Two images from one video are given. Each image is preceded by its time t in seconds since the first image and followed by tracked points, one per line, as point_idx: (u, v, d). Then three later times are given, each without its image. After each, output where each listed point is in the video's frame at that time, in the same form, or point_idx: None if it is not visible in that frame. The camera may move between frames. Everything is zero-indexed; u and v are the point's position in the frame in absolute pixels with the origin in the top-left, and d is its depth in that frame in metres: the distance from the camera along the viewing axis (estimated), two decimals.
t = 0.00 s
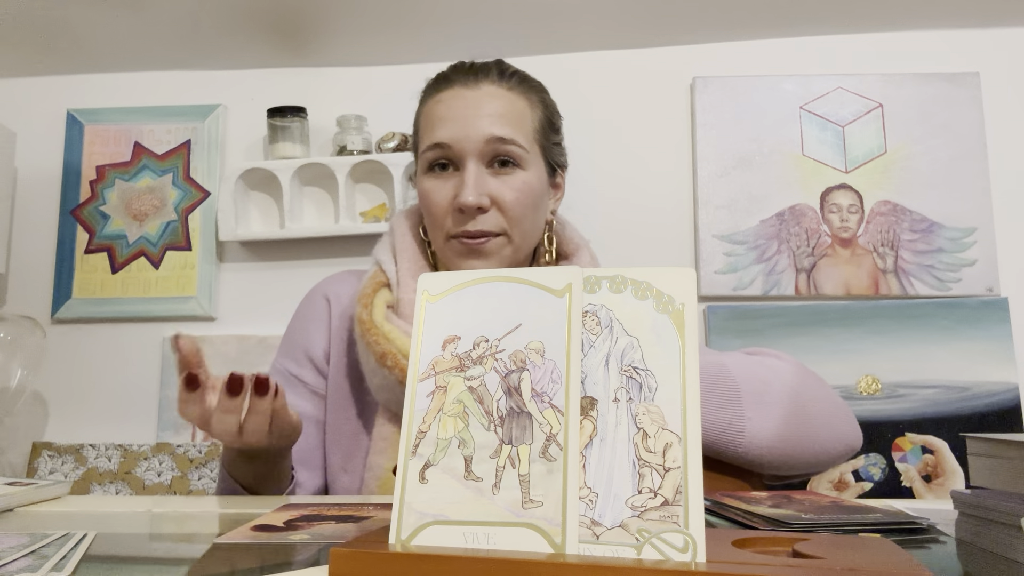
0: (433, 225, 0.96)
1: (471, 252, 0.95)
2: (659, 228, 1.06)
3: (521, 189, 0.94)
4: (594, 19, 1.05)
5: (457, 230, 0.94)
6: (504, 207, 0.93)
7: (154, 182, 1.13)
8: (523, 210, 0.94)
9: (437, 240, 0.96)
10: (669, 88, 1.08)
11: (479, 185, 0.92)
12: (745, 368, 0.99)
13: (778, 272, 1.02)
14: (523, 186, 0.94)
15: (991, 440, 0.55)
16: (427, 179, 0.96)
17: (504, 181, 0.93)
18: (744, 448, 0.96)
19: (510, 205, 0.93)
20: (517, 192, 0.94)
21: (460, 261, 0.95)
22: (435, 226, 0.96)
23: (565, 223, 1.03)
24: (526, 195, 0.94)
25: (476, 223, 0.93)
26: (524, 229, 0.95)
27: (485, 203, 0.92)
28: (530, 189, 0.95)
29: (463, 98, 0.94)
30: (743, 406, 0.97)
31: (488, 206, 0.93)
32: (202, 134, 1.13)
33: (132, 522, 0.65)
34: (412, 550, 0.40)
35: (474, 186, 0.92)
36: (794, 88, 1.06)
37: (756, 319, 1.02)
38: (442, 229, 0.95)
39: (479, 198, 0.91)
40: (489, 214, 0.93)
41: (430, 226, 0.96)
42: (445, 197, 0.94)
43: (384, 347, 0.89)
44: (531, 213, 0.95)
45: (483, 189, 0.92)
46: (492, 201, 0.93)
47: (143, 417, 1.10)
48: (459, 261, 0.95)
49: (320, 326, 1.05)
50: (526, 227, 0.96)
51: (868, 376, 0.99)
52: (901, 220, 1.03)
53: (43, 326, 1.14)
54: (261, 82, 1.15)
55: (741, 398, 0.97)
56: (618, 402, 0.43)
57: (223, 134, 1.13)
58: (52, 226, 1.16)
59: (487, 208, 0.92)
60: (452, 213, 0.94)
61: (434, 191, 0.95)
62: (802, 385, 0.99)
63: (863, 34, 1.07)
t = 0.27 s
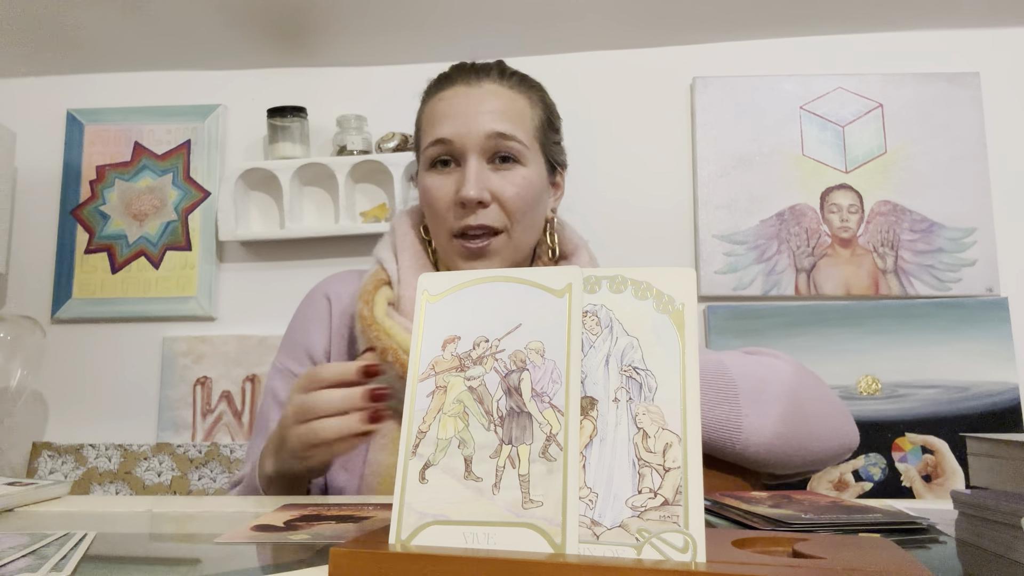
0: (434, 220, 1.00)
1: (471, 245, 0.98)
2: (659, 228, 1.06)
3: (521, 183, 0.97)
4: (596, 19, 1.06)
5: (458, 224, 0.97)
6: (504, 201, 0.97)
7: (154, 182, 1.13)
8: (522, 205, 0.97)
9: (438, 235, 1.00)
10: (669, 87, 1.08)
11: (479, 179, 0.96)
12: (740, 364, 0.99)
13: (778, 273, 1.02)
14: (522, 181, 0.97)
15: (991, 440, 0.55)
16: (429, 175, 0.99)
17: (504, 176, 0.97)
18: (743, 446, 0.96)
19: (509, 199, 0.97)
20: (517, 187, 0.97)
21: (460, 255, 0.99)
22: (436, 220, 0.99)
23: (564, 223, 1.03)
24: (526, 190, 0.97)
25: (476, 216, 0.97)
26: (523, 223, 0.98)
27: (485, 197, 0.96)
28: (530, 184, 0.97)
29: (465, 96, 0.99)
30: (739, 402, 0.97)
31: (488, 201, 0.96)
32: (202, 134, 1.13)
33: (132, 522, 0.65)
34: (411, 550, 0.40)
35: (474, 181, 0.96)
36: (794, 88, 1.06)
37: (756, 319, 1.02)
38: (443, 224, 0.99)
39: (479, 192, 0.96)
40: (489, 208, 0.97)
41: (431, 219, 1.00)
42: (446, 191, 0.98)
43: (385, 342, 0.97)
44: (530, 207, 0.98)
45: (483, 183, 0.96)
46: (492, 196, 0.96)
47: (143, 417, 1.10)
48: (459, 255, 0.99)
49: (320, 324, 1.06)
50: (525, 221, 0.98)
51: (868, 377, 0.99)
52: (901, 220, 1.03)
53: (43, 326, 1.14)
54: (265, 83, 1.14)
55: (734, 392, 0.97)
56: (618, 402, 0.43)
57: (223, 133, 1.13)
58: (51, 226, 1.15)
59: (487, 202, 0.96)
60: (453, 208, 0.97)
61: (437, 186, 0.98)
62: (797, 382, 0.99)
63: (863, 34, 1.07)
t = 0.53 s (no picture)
0: (436, 214, 0.98)
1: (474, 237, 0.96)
2: (660, 228, 1.05)
3: (524, 173, 0.95)
4: (597, 17, 1.04)
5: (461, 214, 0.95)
6: (507, 191, 0.95)
7: (154, 182, 1.13)
8: (525, 196, 0.96)
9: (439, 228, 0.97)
10: (669, 87, 1.08)
11: (483, 167, 0.94)
12: (740, 364, 0.99)
13: (778, 272, 1.02)
14: (525, 171, 0.95)
15: (991, 440, 0.55)
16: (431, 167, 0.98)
17: (506, 166, 0.95)
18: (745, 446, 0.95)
19: (512, 189, 0.95)
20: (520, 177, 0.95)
21: (463, 247, 0.96)
22: (438, 213, 0.97)
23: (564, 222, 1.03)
24: (529, 180, 0.96)
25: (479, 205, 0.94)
26: (527, 215, 0.96)
27: (488, 186, 0.94)
28: (533, 174, 0.96)
29: (467, 88, 0.98)
30: (740, 403, 0.97)
31: (491, 190, 0.94)
32: (202, 134, 1.13)
33: (132, 522, 0.65)
34: (411, 549, 0.40)
35: (477, 169, 0.94)
36: (794, 88, 1.06)
37: (756, 319, 1.02)
38: (445, 215, 0.96)
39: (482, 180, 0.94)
40: (493, 198, 0.95)
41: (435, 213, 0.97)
42: (448, 181, 0.96)
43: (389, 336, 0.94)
44: (532, 199, 0.97)
45: (487, 172, 0.94)
46: (494, 185, 0.95)
47: (142, 417, 1.10)
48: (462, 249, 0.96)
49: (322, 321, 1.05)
50: (528, 214, 0.97)
51: (868, 376, 0.99)
52: (901, 220, 1.03)
53: (43, 326, 1.14)
54: (263, 83, 1.14)
55: (735, 395, 0.97)
56: (618, 402, 0.43)
57: (223, 134, 1.13)
58: (51, 226, 1.15)
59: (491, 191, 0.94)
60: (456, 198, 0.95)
61: (438, 177, 0.96)
62: (798, 382, 0.99)
63: (862, 34, 1.07)
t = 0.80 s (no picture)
0: (442, 209, 1.02)
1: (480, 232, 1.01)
2: (660, 229, 1.05)
3: (530, 171, 1.00)
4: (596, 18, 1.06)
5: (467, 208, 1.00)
6: (512, 186, 1.00)
7: (154, 182, 1.13)
8: (529, 192, 1.01)
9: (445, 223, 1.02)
10: (669, 87, 1.08)
11: (489, 164, 1.00)
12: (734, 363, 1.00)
13: (778, 272, 1.02)
14: (530, 168, 1.00)
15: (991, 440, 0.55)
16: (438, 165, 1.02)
17: (512, 163, 1.00)
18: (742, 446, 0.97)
19: (517, 184, 1.00)
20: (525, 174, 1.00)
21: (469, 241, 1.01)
22: (444, 208, 1.02)
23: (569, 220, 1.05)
24: (533, 176, 1.01)
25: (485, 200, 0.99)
26: (532, 210, 1.01)
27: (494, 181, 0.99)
28: (537, 171, 1.01)
29: (474, 90, 1.03)
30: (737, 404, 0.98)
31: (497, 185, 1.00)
32: (202, 134, 1.13)
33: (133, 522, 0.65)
34: (412, 549, 0.40)
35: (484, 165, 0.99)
36: (794, 88, 1.06)
37: (756, 319, 1.02)
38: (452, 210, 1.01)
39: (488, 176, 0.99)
40: (499, 193, 1.00)
41: (439, 209, 1.02)
42: (454, 178, 1.01)
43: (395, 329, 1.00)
44: (537, 194, 1.01)
45: (492, 169, 1.00)
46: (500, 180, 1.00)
47: (142, 417, 1.10)
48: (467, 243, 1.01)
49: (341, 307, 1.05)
50: (533, 209, 1.01)
51: (868, 377, 0.99)
52: (901, 220, 1.03)
53: (43, 326, 1.13)
54: (262, 82, 1.14)
55: (721, 394, 0.98)
56: (618, 402, 0.43)
57: (223, 134, 1.13)
58: (51, 226, 1.15)
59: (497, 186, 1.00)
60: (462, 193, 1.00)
61: (445, 175, 1.01)
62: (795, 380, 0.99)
63: (863, 34, 1.07)
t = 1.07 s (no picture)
0: (445, 193, 1.03)
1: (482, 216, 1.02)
2: (660, 229, 1.05)
3: (537, 160, 1.02)
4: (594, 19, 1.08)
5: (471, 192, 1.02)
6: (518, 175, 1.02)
7: (154, 182, 1.13)
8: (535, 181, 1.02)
9: (447, 206, 1.03)
10: (670, 87, 1.08)
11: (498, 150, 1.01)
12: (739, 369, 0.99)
13: (778, 272, 1.02)
14: (538, 158, 1.02)
15: (992, 441, 0.55)
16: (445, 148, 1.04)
17: (521, 152, 1.02)
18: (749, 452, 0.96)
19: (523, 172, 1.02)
20: (532, 164, 1.02)
21: (470, 225, 1.02)
22: (447, 192, 1.03)
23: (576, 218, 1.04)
24: (541, 167, 1.02)
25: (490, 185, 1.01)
26: (535, 199, 1.02)
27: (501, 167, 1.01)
28: (545, 162, 1.03)
29: (488, 77, 1.05)
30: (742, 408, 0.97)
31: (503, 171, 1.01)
32: (202, 134, 1.13)
33: (133, 522, 0.65)
34: (412, 550, 0.40)
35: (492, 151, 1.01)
36: (794, 88, 1.06)
37: (756, 319, 1.02)
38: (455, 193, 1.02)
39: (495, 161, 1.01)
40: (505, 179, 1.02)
41: (441, 192, 1.03)
42: (461, 162, 1.02)
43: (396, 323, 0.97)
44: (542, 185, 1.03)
45: (500, 155, 1.02)
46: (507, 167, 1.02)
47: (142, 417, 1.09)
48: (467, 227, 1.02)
49: (341, 303, 1.06)
50: (536, 198, 1.03)
51: (868, 377, 0.99)
52: (901, 220, 1.03)
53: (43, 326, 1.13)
54: (261, 82, 1.14)
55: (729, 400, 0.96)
56: (618, 402, 0.43)
57: (223, 134, 1.13)
58: (51, 226, 1.15)
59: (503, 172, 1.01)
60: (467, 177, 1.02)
61: (451, 158, 1.03)
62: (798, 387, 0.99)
63: (862, 34, 1.07)
